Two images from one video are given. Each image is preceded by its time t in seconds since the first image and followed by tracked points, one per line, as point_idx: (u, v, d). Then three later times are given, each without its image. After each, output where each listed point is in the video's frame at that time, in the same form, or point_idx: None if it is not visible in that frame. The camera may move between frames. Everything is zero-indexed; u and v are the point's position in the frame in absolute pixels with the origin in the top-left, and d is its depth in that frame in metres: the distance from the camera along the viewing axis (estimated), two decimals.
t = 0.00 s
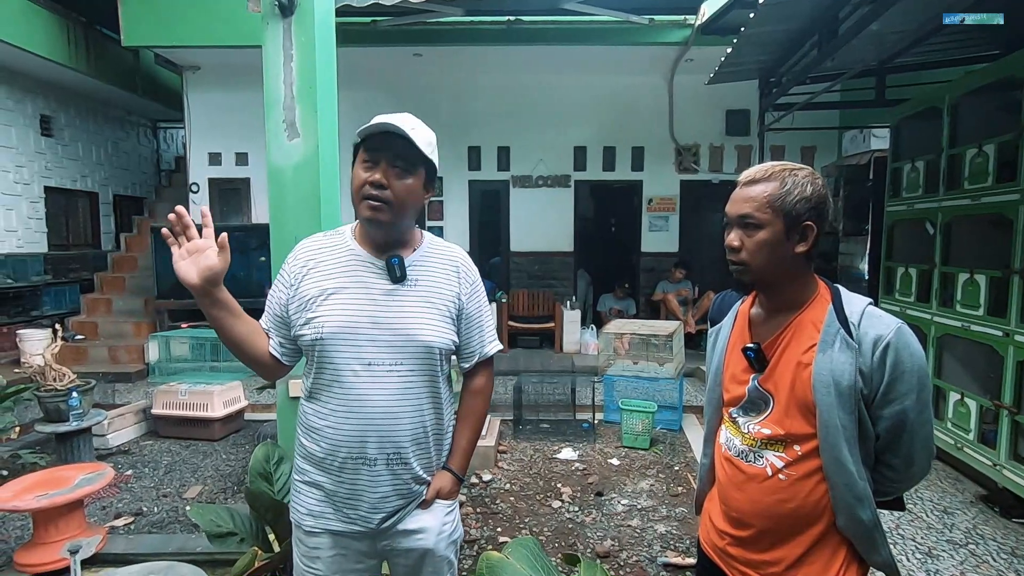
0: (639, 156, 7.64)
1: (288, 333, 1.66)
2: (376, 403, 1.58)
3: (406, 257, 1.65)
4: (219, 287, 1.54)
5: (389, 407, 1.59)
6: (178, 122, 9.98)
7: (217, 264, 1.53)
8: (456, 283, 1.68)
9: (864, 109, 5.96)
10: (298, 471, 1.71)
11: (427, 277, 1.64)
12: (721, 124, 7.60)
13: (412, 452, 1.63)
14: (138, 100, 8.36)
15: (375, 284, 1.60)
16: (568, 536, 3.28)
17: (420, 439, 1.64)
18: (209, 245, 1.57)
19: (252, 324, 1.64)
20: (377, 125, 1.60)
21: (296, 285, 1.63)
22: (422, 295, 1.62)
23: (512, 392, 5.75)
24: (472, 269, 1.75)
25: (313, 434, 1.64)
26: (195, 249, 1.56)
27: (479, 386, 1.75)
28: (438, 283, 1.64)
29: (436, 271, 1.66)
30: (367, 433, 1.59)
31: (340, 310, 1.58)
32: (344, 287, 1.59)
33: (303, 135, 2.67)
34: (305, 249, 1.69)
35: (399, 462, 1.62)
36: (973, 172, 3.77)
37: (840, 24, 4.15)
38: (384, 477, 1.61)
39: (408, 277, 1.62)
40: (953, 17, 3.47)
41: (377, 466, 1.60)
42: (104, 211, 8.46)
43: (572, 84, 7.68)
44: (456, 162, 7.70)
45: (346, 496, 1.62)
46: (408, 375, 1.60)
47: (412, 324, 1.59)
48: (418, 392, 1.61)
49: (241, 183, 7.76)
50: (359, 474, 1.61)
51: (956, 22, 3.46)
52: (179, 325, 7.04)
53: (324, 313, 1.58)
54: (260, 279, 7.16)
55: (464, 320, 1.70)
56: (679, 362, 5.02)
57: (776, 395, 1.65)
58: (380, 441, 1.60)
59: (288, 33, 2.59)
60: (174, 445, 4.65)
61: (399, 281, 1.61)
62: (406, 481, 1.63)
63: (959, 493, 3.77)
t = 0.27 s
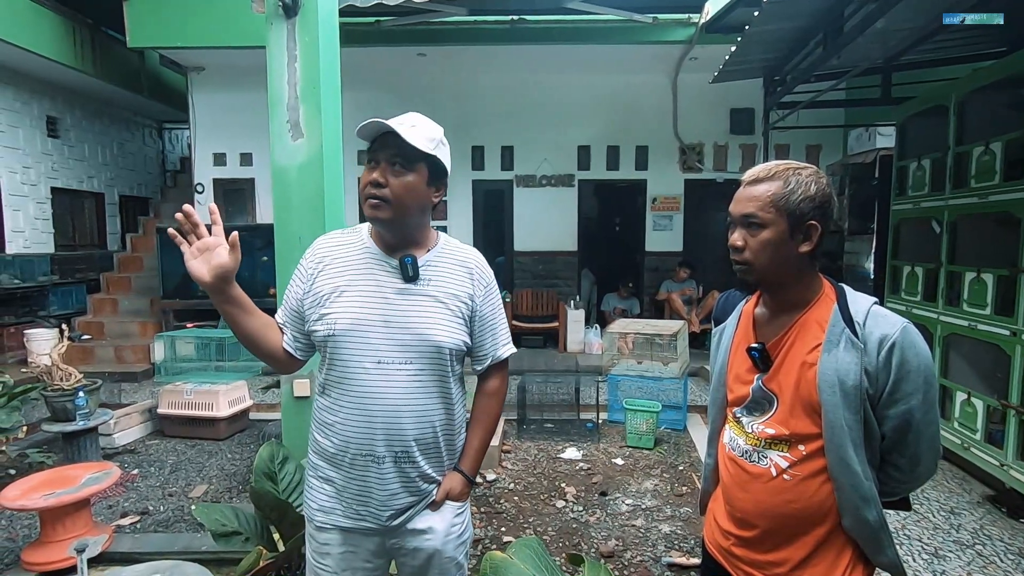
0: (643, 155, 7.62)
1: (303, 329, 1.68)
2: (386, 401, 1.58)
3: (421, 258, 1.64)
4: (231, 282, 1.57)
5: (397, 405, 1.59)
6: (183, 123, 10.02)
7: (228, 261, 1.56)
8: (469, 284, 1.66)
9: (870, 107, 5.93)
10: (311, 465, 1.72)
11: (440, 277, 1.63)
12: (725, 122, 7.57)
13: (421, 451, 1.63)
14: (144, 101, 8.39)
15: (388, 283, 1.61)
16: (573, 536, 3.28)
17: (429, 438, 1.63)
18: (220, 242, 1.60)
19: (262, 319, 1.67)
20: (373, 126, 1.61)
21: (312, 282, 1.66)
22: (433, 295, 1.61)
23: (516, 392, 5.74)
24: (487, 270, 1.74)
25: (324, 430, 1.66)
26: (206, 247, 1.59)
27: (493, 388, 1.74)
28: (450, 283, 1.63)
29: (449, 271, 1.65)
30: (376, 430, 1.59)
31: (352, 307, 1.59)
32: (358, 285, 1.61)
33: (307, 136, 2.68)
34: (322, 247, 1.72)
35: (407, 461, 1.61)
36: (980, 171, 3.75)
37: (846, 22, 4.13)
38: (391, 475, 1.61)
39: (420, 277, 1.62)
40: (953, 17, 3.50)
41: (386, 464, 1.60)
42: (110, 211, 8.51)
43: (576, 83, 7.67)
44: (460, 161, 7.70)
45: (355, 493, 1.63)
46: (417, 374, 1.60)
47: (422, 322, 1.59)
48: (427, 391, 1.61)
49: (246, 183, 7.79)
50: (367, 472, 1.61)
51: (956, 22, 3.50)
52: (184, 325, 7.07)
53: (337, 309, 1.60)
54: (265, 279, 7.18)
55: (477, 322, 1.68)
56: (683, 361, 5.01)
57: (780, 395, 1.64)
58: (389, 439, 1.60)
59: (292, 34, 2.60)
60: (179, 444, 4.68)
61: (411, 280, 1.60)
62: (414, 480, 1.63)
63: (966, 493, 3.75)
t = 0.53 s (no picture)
0: (646, 154, 7.61)
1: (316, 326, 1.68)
2: (396, 401, 1.58)
3: (435, 258, 1.64)
4: (247, 277, 1.55)
5: (408, 404, 1.59)
6: (187, 124, 10.05)
7: (245, 256, 1.54)
8: (481, 286, 1.66)
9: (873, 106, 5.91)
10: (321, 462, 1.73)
11: (452, 278, 1.63)
12: (728, 122, 7.56)
13: (430, 451, 1.63)
14: (147, 102, 8.42)
15: (401, 282, 1.61)
16: (576, 536, 3.27)
17: (439, 438, 1.63)
18: (240, 237, 1.59)
19: (275, 313, 1.65)
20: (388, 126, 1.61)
21: (325, 279, 1.66)
22: (446, 295, 1.61)
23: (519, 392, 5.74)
24: (500, 272, 1.73)
25: (335, 427, 1.66)
26: (225, 239, 1.58)
27: (503, 390, 1.74)
28: (462, 284, 1.63)
29: (462, 272, 1.65)
30: (386, 429, 1.59)
31: (364, 305, 1.59)
32: (371, 283, 1.61)
33: (310, 136, 2.68)
34: (336, 245, 1.72)
35: (416, 461, 1.61)
36: (984, 170, 3.73)
37: (849, 20, 4.11)
38: (400, 475, 1.61)
39: (433, 277, 1.62)
40: (953, 18, 3.51)
41: (395, 464, 1.60)
42: (114, 212, 8.54)
43: (578, 83, 7.67)
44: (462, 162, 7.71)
45: (364, 491, 1.63)
46: (428, 374, 1.60)
47: (434, 323, 1.59)
48: (438, 392, 1.61)
49: (248, 184, 7.81)
50: (377, 471, 1.61)
51: (956, 22, 3.51)
52: (188, 326, 7.09)
53: (350, 307, 1.60)
54: (268, 279, 7.19)
55: (488, 323, 1.68)
56: (686, 361, 5.00)
57: (784, 395, 1.63)
58: (399, 439, 1.59)
59: (294, 34, 2.60)
60: (183, 445, 4.69)
61: (424, 280, 1.60)
62: (423, 480, 1.63)
63: (971, 493, 3.73)
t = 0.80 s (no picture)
0: (647, 154, 7.61)
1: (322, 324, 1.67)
2: (404, 399, 1.58)
3: (444, 258, 1.65)
4: (254, 273, 1.53)
5: (416, 402, 1.58)
6: (188, 124, 10.07)
7: (254, 251, 1.52)
8: (489, 286, 1.67)
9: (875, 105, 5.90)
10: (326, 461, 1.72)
11: (460, 278, 1.64)
12: (730, 122, 7.55)
13: (437, 450, 1.63)
14: (149, 103, 8.44)
15: (409, 281, 1.61)
16: (578, 536, 3.27)
17: (446, 438, 1.63)
18: (248, 233, 1.58)
19: (280, 311, 1.62)
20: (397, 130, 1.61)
21: (332, 276, 1.65)
22: (454, 295, 1.62)
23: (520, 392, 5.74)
24: (505, 273, 1.75)
25: (341, 425, 1.65)
26: (233, 236, 1.57)
27: (507, 391, 1.76)
28: (470, 284, 1.64)
29: (469, 272, 1.65)
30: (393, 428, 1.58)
31: (373, 303, 1.59)
32: (379, 282, 1.61)
33: (311, 137, 2.68)
34: (343, 243, 1.71)
35: (423, 460, 1.61)
36: (987, 169, 3.72)
37: (851, 19, 4.10)
38: (407, 474, 1.60)
39: (442, 276, 1.62)
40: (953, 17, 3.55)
41: (402, 463, 1.60)
42: (116, 213, 8.56)
43: (580, 83, 7.67)
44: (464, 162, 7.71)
45: (369, 490, 1.62)
46: (436, 373, 1.60)
47: (443, 322, 1.59)
48: (445, 391, 1.61)
49: (250, 184, 7.81)
50: (383, 470, 1.60)
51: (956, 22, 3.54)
52: (190, 326, 7.10)
53: (358, 304, 1.59)
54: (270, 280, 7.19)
55: (494, 324, 1.69)
56: (688, 361, 4.99)
57: (785, 395, 1.63)
58: (406, 437, 1.59)
59: (296, 35, 2.60)
60: (185, 445, 4.70)
61: (433, 279, 1.61)
62: (429, 480, 1.63)
63: (974, 493, 3.72)
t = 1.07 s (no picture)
0: (647, 154, 7.60)
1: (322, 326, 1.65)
2: (406, 400, 1.58)
3: (443, 258, 1.64)
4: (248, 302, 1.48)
5: (418, 402, 1.58)
6: (189, 125, 10.07)
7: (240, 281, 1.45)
8: (489, 285, 1.68)
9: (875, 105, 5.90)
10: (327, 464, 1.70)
11: (460, 277, 1.64)
12: (730, 122, 7.55)
13: (439, 450, 1.63)
14: (149, 103, 8.45)
15: (410, 281, 1.60)
16: (578, 537, 3.27)
17: (448, 438, 1.63)
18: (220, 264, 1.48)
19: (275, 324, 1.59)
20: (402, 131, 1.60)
21: (332, 277, 1.64)
22: (455, 294, 1.62)
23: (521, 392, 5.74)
24: (504, 273, 1.75)
25: (342, 427, 1.64)
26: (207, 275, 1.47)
27: (508, 389, 1.77)
28: (471, 283, 1.64)
29: (469, 271, 1.66)
30: (396, 429, 1.58)
31: (374, 304, 1.58)
32: (380, 282, 1.60)
33: (311, 137, 2.68)
34: (342, 245, 1.71)
35: (425, 460, 1.61)
36: (988, 169, 3.72)
37: (851, 19, 4.09)
38: (410, 475, 1.59)
39: (443, 275, 1.62)
40: (953, 17, 3.59)
41: (405, 463, 1.59)
42: (116, 213, 8.57)
43: (579, 83, 7.67)
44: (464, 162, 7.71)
45: (372, 492, 1.61)
46: (438, 373, 1.59)
47: (444, 321, 1.59)
48: (447, 391, 1.61)
49: (250, 185, 7.81)
50: (386, 471, 1.59)
51: (956, 22, 3.57)
52: (190, 326, 7.10)
53: (359, 305, 1.58)
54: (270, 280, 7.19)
55: (494, 323, 1.70)
56: (688, 361, 4.99)
57: (786, 396, 1.63)
58: (409, 438, 1.59)
59: (296, 35, 2.60)
60: (186, 445, 4.70)
61: (434, 279, 1.61)
62: (432, 480, 1.62)
63: (975, 493, 3.71)
